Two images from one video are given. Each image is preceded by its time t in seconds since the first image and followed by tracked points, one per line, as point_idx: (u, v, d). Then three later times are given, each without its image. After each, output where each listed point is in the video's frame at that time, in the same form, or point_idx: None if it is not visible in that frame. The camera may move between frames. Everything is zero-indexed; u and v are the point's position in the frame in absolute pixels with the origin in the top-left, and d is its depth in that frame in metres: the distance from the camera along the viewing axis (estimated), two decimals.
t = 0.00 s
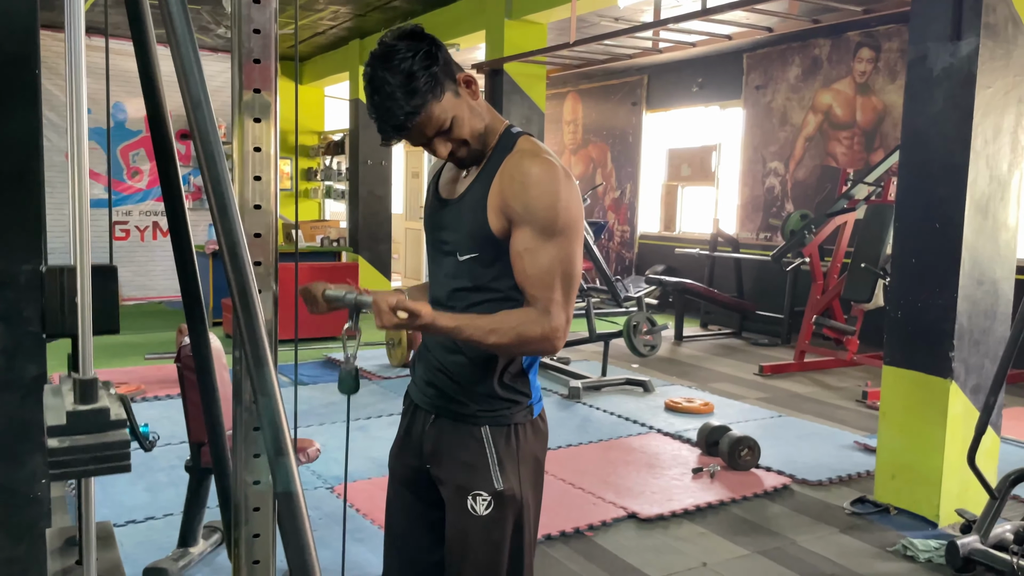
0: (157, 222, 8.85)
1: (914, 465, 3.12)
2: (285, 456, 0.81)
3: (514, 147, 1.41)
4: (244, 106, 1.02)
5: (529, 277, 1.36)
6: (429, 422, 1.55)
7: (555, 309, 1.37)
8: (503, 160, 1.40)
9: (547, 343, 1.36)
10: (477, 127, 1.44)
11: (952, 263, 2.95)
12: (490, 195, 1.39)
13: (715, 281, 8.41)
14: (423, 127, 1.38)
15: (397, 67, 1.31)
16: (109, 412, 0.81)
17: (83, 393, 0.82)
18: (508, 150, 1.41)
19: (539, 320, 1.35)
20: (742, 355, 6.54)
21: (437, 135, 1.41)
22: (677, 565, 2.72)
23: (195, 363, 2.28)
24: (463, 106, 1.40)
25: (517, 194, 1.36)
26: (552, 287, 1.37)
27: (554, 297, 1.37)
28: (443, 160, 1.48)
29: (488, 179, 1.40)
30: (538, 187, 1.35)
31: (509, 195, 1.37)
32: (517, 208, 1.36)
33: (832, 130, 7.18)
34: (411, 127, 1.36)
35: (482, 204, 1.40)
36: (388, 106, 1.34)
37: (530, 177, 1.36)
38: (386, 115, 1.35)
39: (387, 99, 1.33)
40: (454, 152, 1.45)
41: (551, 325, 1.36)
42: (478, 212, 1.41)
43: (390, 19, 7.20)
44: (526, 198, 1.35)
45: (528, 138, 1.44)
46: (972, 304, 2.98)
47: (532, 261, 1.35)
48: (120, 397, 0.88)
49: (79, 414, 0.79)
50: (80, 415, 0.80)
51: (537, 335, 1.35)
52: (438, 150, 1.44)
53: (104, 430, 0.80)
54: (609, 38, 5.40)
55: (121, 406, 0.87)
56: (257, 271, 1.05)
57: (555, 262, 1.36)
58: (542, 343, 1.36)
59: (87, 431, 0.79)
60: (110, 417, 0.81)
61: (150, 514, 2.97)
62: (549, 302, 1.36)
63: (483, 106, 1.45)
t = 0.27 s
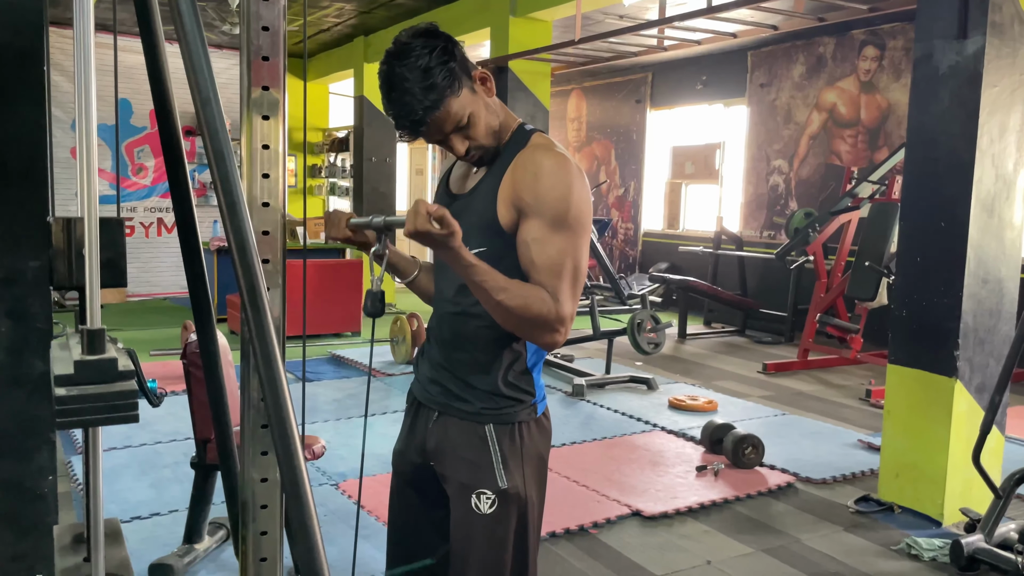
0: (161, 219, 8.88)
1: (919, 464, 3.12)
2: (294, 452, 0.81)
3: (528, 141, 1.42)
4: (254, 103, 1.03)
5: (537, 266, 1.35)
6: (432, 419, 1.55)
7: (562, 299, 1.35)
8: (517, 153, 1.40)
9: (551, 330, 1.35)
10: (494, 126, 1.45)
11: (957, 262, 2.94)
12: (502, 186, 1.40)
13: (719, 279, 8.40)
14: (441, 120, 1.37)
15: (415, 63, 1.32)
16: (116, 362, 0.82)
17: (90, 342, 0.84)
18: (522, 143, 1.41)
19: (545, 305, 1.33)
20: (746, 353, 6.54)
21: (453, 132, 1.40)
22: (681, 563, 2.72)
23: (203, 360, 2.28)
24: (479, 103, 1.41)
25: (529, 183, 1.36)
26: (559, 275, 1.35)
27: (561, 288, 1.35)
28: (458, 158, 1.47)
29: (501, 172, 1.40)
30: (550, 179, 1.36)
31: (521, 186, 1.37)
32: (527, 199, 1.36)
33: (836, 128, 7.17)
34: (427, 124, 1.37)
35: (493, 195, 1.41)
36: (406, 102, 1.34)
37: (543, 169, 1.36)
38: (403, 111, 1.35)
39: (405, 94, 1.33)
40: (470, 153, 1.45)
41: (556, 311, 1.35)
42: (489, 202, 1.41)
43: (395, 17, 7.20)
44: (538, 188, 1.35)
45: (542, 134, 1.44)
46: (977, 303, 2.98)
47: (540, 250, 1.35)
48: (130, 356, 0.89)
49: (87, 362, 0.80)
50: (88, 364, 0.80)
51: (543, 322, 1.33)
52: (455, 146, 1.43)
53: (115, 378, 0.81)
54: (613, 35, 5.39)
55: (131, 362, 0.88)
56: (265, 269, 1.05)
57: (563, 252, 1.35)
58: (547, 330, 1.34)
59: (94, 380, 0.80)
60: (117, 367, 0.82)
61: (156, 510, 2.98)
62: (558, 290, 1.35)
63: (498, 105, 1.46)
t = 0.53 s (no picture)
0: (169, 218, 8.90)
1: (928, 467, 3.10)
2: (306, 453, 0.80)
3: (545, 143, 1.42)
4: (266, 104, 1.02)
5: (549, 259, 1.34)
6: (439, 421, 1.54)
7: (574, 295, 1.34)
8: (535, 152, 1.40)
9: (562, 325, 1.32)
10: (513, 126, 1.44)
11: (969, 265, 2.93)
12: (517, 184, 1.40)
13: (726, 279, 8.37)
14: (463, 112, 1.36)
15: (436, 56, 1.32)
16: (128, 335, 0.95)
17: (103, 316, 0.96)
18: (538, 144, 1.42)
19: (558, 296, 1.31)
20: (754, 354, 6.52)
21: (471, 128, 1.39)
22: (688, 565, 2.71)
23: (213, 359, 2.28)
24: (498, 101, 1.40)
25: (546, 179, 1.37)
26: (572, 270, 1.34)
27: (573, 283, 1.33)
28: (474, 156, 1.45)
29: (518, 170, 1.40)
30: (566, 175, 1.36)
31: (539, 183, 1.37)
32: (543, 196, 1.36)
33: (845, 129, 7.14)
34: (445, 117, 1.35)
35: (508, 190, 1.41)
36: (427, 94, 1.33)
37: (560, 168, 1.37)
38: (422, 103, 1.35)
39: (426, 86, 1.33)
40: (488, 153, 1.43)
41: (568, 307, 1.32)
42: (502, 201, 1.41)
43: (402, 16, 7.20)
44: (556, 185, 1.36)
45: (558, 137, 1.44)
46: (989, 305, 2.96)
47: (553, 245, 1.34)
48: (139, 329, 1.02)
49: (101, 334, 0.93)
50: (101, 336, 0.93)
51: (555, 313, 1.31)
52: (474, 141, 1.41)
53: (124, 351, 0.93)
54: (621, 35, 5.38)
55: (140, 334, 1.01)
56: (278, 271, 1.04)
57: (576, 248, 1.34)
58: (558, 323, 1.32)
59: (106, 353, 0.92)
60: (128, 340, 0.94)
61: (164, 509, 2.98)
62: (570, 285, 1.33)
63: (515, 108, 1.46)
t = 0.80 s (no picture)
0: (184, 216, 8.95)
1: (945, 468, 3.08)
2: (327, 448, 0.81)
3: (564, 140, 1.42)
4: (287, 102, 1.02)
5: (567, 257, 1.34)
6: (454, 420, 1.55)
7: (592, 292, 1.33)
8: (554, 149, 1.41)
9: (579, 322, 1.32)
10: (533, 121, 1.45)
11: (987, 264, 2.91)
12: (536, 180, 1.40)
13: (740, 278, 8.35)
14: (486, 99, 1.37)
15: (461, 45, 1.33)
16: (151, 332, 0.96)
17: (127, 312, 0.97)
18: (557, 142, 1.42)
19: (575, 294, 1.30)
20: (767, 353, 6.49)
21: (493, 117, 1.40)
22: (703, 565, 2.70)
23: (230, 356, 2.29)
24: (521, 94, 1.41)
25: (566, 176, 1.37)
26: (590, 268, 1.34)
27: (590, 281, 1.33)
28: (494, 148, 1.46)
29: (537, 165, 1.41)
30: (585, 173, 1.36)
31: (559, 180, 1.38)
32: (562, 193, 1.36)
33: (860, 128, 7.10)
34: (468, 103, 1.36)
35: (527, 188, 1.40)
36: (450, 76, 1.34)
37: (579, 166, 1.37)
38: (446, 87, 1.35)
39: (450, 68, 1.33)
40: (511, 140, 1.43)
41: (585, 304, 1.32)
42: (520, 198, 1.41)
43: (416, 15, 7.21)
44: (576, 181, 1.36)
45: (576, 136, 1.45)
46: (1007, 305, 2.94)
47: (570, 242, 1.34)
48: (161, 324, 1.03)
49: (126, 331, 0.94)
50: (125, 333, 0.94)
51: (573, 312, 1.30)
52: (496, 130, 1.41)
53: (148, 347, 0.95)
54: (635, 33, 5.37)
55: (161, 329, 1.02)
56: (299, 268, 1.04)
57: (594, 245, 1.34)
58: (575, 323, 1.32)
59: (131, 350, 0.94)
60: (152, 337, 0.96)
61: (179, 506, 3.00)
62: (589, 281, 1.33)
63: (534, 104, 1.47)
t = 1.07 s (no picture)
0: (198, 215, 8.99)
1: (963, 468, 3.05)
2: (342, 448, 0.80)
3: (579, 139, 1.41)
4: (302, 100, 1.01)
5: (580, 258, 1.33)
6: (467, 418, 1.54)
7: (604, 294, 1.32)
8: (569, 148, 1.40)
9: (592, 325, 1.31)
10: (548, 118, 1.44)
11: (1006, 263, 2.87)
12: (551, 179, 1.39)
13: (754, 277, 8.30)
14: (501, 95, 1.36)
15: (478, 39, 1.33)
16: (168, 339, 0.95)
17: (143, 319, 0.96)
18: (572, 140, 1.41)
19: (587, 296, 1.29)
20: (782, 352, 6.45)
21: (508, 113, 1.39)
22: (718, 565, 2.68)
23: (244, 354, 2.29)
24: (537, 90, 1.41)
25: (581, 175, 1.36)
26: (603, 269, 1.33)
27: (603, 283, 1.32)
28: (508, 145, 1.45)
29: (552, 163, 1.40)
30: (601, 173, 1.35)
31: (574, 177, 1.36)
32: (577, 192, 1.35)
33: (876, 125, 7.05)
34: (483, 98, 1.35)
35: (542, 187, 1.40)
36: (466, 70, 1.33)
37: (595, 164, 1.36)
38: (461, 81, 1.34)
39: (466, 61, 1.33)
40: (526, 136, 1.42)
41: (597, 306, 1.31)
42: (535, 196, 1.40)
43: (429, 13, 7.21)
44: (591, 180, 1.35)
45: (592, 134, 1.43)
46: None
47: (584, 243, 1.33)
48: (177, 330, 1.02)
49: (142, 338, 0.93)
50: (141, 340, 0.93)
51: (585, 314, 1.29)
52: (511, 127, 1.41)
53: (165, 354, 0.94)
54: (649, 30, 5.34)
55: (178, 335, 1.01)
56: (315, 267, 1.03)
57: (608, 246, 1.33)
58: (587, 324, 1.31)
59: (147, 358, 0.93)
60: (168, 344, 0.95)
61: (194, 503, 3.01)
62: (602, 284, 1.32)
63: (550, 102, 1.46)
